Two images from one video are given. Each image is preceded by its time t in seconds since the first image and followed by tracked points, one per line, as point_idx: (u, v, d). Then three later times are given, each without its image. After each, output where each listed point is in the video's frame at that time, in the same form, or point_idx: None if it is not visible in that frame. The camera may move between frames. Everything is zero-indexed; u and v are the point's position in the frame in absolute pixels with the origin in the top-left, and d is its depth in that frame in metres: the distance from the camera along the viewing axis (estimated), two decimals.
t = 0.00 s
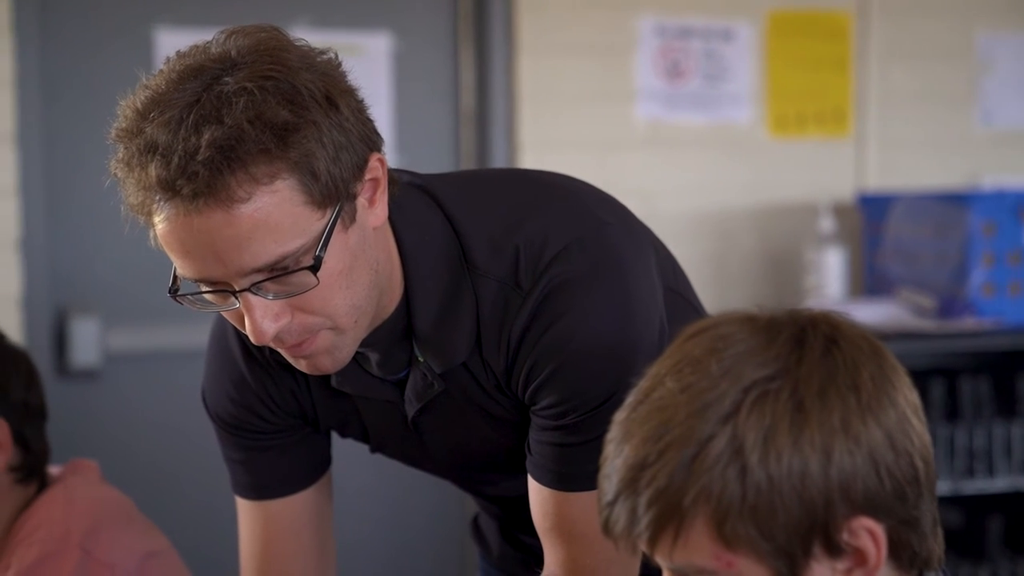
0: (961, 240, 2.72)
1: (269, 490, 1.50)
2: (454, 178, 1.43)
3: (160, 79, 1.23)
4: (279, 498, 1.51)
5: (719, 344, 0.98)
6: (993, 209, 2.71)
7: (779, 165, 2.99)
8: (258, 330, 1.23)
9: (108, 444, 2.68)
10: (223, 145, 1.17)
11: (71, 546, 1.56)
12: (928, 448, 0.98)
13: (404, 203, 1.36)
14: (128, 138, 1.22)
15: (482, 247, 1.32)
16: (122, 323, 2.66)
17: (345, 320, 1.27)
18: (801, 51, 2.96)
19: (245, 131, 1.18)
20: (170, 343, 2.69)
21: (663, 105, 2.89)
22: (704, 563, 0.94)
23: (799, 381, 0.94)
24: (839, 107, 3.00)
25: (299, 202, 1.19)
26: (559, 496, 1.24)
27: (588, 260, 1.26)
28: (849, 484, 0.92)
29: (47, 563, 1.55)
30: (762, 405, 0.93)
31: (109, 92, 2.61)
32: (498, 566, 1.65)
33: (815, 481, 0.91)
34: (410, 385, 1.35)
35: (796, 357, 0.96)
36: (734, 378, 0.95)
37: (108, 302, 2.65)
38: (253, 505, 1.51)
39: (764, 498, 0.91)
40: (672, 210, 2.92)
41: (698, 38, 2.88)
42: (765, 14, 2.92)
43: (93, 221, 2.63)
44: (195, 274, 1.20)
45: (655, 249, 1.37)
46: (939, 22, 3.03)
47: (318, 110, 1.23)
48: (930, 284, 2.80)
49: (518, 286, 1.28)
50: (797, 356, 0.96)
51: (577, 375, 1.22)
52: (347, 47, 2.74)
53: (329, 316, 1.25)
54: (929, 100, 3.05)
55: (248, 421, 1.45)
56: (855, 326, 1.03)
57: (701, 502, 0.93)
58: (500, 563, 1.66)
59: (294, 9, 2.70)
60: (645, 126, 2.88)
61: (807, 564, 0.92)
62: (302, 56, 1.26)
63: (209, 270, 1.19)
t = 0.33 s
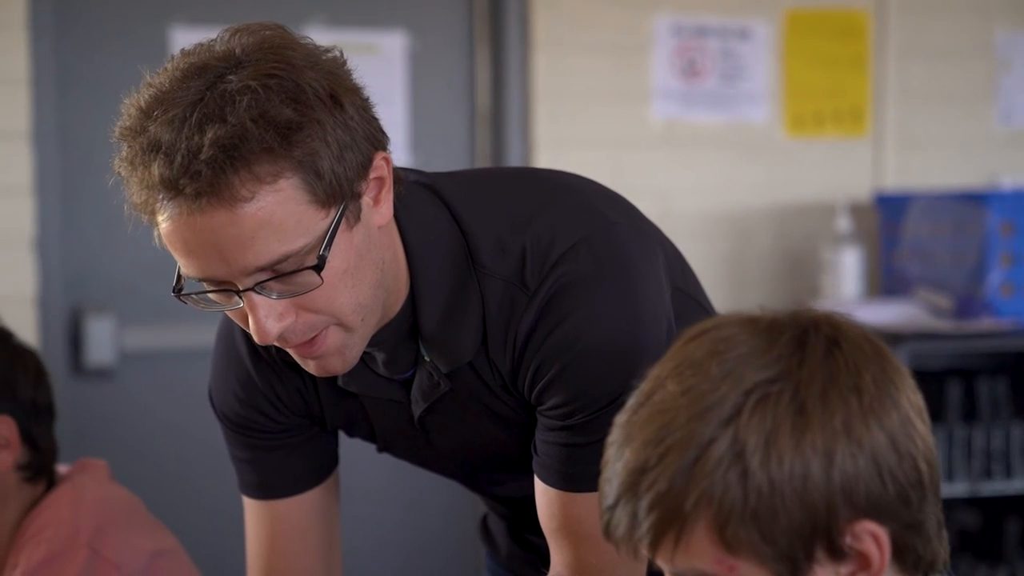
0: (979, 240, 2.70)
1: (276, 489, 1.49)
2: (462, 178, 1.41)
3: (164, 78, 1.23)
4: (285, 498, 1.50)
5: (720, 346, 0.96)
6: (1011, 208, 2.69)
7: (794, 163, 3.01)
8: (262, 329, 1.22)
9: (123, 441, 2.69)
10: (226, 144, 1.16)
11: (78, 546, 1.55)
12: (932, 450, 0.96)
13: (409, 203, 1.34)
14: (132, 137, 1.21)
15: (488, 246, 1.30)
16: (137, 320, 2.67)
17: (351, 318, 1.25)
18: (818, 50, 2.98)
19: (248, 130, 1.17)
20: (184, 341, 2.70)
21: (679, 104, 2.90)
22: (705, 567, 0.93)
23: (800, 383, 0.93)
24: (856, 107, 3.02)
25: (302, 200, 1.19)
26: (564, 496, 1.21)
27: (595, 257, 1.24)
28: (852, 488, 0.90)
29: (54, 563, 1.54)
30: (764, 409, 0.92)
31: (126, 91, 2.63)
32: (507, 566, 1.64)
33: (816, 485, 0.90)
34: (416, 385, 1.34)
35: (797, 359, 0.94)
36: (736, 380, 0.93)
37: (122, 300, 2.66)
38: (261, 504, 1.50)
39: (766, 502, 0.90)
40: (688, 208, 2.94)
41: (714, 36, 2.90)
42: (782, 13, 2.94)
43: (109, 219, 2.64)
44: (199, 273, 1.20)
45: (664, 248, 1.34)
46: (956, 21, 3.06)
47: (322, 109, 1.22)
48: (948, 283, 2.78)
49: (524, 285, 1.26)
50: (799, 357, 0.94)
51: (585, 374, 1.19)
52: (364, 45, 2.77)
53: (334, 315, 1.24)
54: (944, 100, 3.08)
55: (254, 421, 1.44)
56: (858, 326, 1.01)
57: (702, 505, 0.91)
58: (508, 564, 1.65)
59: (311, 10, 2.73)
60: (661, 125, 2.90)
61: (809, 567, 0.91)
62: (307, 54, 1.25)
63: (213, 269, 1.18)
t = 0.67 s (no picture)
0: (998, 240, 2.68)
1: (284, 491, 1.49)
2: (468, 179, 1.40)
3: (167, 83, 1.22)
4: (293, 499, 1.50)
5: (722, 350, 0.95)
6: None
7: (812, 163, 3.02)
8: (268, 335, 1.21)
9: (139, 440, 2.70)
10: (230, 150, 1.16)
11: (86, 545, 1.56)
12: (937, 454, 0.95)
13: (415, 205, 1.33)
14: (136, 142, 1.21)
15: (494, 248, 1.29)
16: (152, 320, 2.68)
17: (356, 323, 1.25)
18: (836, 48, 2.99)
19: (252, 135, 1.16)
20: (199, 341, 2.71)
21: (696, 104, 2.92)
22: (706, 572, 0.92)
23: (801, 388, 0.92)
24: (876, 107, 3.03)
25: (308, 204, 1.18)
26: (568, 498, 1.21)
27: (600, 259, 1.22)
28: (854, 493, 0.89)
29: (63, 563, 1.54)
30: (765, 413, 0.91)
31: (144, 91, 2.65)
32: (515, 567, 1.64)
33: (818, 490, 0.89)
34: (422, 388, 1.33)
35: (799, 363, 0.93)
36: (737, 384, 0.92)
37: (139, 300, 2.68)
38: (268, 505, 1.50)
39: (767, 507, 0.89)
40: (705, 209, 2.95)
41: (731, 36, 2.91)
42: (800, 10, 2.95)
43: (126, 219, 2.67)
44: (204, 279, 1.19)
45: (672, 248, 1.32)
46: (975, 22, 3.07)
47: (326, 112, 1.22)
48: (966, 284, 2.77)
49: (530, 286, 1.25)
50: (801, 361, 0.93)
51: (591, 378, 1.18)
52: (381, 45, 2.78)
53: (339, 319, 1.24)
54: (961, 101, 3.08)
55: (262, 422, 1.44)
56: (862, 330, 1.00)
57: (703, 510, 0.91)
58: (516, 565, 1.64)
59: (328, 10, 2.75)
60: (677, 125, 2.91)
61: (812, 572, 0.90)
62: (310, 57, 1.24)
63: (218, 274, 1.18)
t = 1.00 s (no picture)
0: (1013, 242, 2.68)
1: (289, 493, 1.49)
2: (472, 180, 1.40)
3: (167, 87, 1.22)
4: (298, 501, 1.50)
5: (721, 354, 0.95)
6: None
7: (826, 163, 3.07)
8: (270, 339, 1.21)
9: (153, 440, 2.72)
10: (231, 154, 1.15)
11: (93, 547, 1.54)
12: (938, 459, 0.94)
13: (417, 207, 1.33)
14: (136, 146, 1.20)
15: (497, 251, 1.28)
16: (167, 323, 2.70)
17: (358, 327, 1.24)
18: (852, 48, 3.05)
19: (253, 139, 1.16)
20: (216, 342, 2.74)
21: (712, 105, 2.97)
22: None
23: (801, 392, 0.91)
24: (894, 106, 3.09)
25: (310, 209, 1.18)
26: (569, 500, 1.20)
27: (604, 261, 1.21)
28: (854, 497, 0.88)
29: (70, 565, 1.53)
30: (764, 417, 0.90)
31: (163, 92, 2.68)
32: (521, 571, 1.63)
33: (818, 495, 0.88)
34: (425, 391, 1.32)
35: (799, 366, 0.92)
36: (736, 388, 0.92)
37: (155, 301, 2.70)
38: (273, 508, 1.50)
39: (767, 512, 0.88)
40: (720, 210, 3.00)
41: (747, 37, 2.96)
42: (817, 11, 3.01)
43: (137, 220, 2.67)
44: (205, 284, 1.18)
45: (678, 249, 1.31)
46: (989, 22, 3.14)
47: (327, 116, 1.21)
48: (983, 287, 2.76)
49: (533, 289, 1.24)
50: (799, 365, 0.93)
51: (594, 381, 1.17)
52: (395, 46, 2.81)
53: (341, 323, 1.23)
54: (977, 103, 3.15)
55: (266, 424, 1.43)
56: (863, 332, 0.99)
57: (701, 515, 0.90)
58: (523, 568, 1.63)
59: (342, 9, 2.78)
60: (693, 125, 2.96)
61: None
62: (311, 60, 1.24)
63: (220, 279, 1.17)
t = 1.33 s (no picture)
0: None
1: (298, 495, 1.49)
2: (479, 182, 1.39)
3: (173, 88, 1.22)
4: (307, 504, 1.49)
5: (723, 356, 0.94)
6: None
7: (845, 164, 3.08)
8: (276, 342, 1.20)
9: (171, 440, 2.73)
10: (237, 155, 1.15)
11: (103, 550, 1.55)
12: (943, 461, 0.93)
13: (423, 209, 1.32)
14: (142, 147, 1.20)
15: (503, 254, 1.28)
16: (184, 324, 2.73)
17: (363, 331, 1.24)
18: (872, 49, 3.05)
19: (259, 139, 1.16)
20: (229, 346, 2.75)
21: (729, 106, 2.99)
22: None
23: (803, 395, 0.90)
24: (913, 107, 3.09)
25: (316, 210, 1.17)
26: (575, 504, 1.19)
27: (610, 264, 1.21)
28: (858, 501, 0.87)
29: (80, 567, 1.54)
30: (766, 420, 0.89)
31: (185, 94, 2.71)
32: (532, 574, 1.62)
33: (822, 499, 0.87)
34: (432, 395, 1.32)
35: (801, 369, 0.91)
36: (737, 391, 0.91)
37: (170, 303, 2.73)
38: (282, 510, 1.50)
39: (770, 516, 0.88)
40: (737, 211, 3.02)
41: (766, 37, 2.98)
42: (835, 11, 3.02)
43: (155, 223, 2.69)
44: (209, 286, 1.18)
45: (685, 251, 1.30)
46: (1009, 23, 3.14)
47: (333, 116, 1.21)
48: (1004, 287, 2.79)
49: (539, 292, 1.23)
50: (802, 366, 0.92)
51: (600, 385, 1.16)
52: (412, 48, 2.84)
53: (347, 326, 1.22)
54: (999, 104, 3.16)
55: (274, 426, 1.43)
56: (867, 334, 0.98)
57: (704, 520, 0.89)
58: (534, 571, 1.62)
59: (359, 11, 2.80)
60: (711, 126, 2.98)
61: None
62: (316, 61, 1.24)
63: (226, 281, 1.16)
